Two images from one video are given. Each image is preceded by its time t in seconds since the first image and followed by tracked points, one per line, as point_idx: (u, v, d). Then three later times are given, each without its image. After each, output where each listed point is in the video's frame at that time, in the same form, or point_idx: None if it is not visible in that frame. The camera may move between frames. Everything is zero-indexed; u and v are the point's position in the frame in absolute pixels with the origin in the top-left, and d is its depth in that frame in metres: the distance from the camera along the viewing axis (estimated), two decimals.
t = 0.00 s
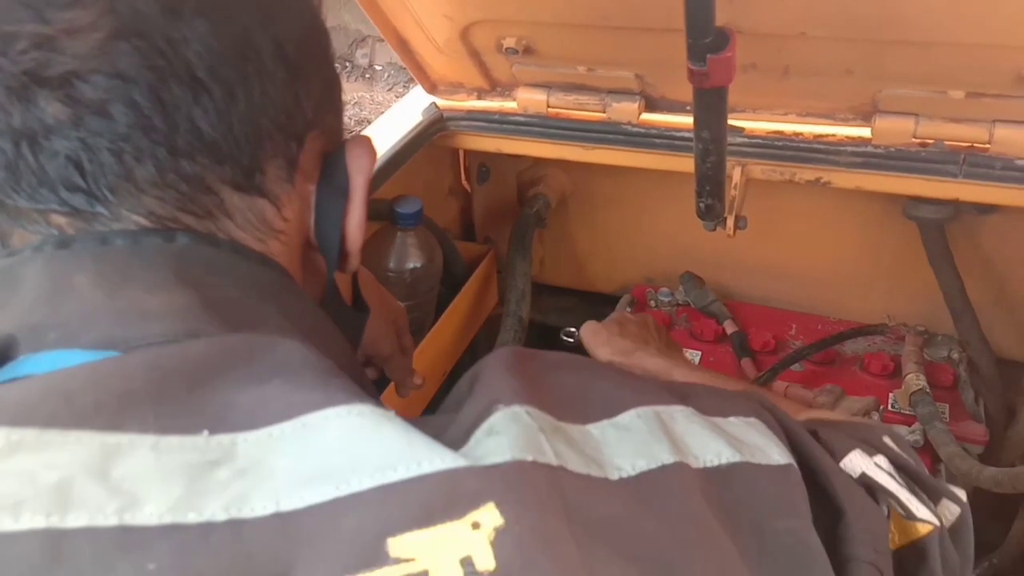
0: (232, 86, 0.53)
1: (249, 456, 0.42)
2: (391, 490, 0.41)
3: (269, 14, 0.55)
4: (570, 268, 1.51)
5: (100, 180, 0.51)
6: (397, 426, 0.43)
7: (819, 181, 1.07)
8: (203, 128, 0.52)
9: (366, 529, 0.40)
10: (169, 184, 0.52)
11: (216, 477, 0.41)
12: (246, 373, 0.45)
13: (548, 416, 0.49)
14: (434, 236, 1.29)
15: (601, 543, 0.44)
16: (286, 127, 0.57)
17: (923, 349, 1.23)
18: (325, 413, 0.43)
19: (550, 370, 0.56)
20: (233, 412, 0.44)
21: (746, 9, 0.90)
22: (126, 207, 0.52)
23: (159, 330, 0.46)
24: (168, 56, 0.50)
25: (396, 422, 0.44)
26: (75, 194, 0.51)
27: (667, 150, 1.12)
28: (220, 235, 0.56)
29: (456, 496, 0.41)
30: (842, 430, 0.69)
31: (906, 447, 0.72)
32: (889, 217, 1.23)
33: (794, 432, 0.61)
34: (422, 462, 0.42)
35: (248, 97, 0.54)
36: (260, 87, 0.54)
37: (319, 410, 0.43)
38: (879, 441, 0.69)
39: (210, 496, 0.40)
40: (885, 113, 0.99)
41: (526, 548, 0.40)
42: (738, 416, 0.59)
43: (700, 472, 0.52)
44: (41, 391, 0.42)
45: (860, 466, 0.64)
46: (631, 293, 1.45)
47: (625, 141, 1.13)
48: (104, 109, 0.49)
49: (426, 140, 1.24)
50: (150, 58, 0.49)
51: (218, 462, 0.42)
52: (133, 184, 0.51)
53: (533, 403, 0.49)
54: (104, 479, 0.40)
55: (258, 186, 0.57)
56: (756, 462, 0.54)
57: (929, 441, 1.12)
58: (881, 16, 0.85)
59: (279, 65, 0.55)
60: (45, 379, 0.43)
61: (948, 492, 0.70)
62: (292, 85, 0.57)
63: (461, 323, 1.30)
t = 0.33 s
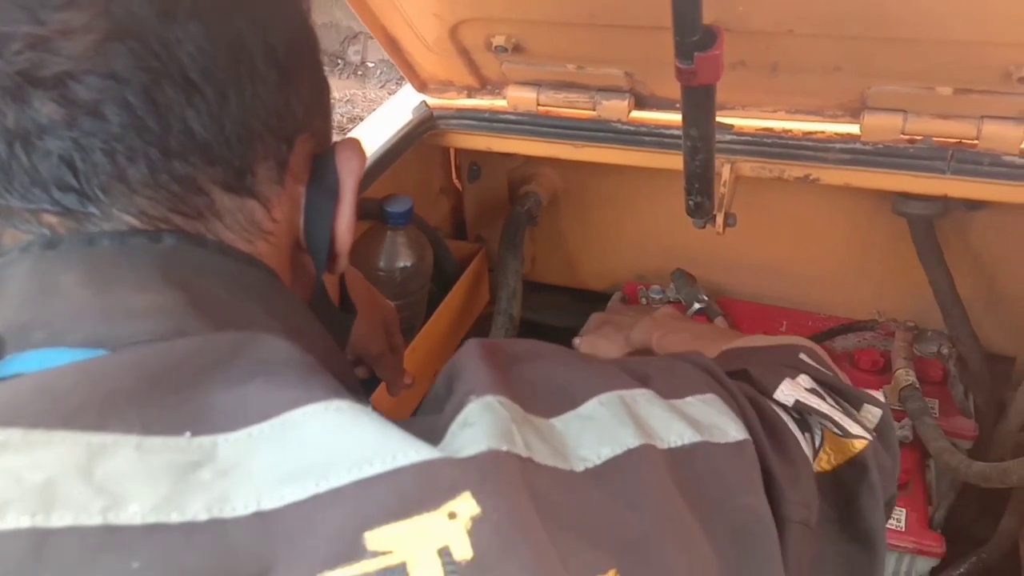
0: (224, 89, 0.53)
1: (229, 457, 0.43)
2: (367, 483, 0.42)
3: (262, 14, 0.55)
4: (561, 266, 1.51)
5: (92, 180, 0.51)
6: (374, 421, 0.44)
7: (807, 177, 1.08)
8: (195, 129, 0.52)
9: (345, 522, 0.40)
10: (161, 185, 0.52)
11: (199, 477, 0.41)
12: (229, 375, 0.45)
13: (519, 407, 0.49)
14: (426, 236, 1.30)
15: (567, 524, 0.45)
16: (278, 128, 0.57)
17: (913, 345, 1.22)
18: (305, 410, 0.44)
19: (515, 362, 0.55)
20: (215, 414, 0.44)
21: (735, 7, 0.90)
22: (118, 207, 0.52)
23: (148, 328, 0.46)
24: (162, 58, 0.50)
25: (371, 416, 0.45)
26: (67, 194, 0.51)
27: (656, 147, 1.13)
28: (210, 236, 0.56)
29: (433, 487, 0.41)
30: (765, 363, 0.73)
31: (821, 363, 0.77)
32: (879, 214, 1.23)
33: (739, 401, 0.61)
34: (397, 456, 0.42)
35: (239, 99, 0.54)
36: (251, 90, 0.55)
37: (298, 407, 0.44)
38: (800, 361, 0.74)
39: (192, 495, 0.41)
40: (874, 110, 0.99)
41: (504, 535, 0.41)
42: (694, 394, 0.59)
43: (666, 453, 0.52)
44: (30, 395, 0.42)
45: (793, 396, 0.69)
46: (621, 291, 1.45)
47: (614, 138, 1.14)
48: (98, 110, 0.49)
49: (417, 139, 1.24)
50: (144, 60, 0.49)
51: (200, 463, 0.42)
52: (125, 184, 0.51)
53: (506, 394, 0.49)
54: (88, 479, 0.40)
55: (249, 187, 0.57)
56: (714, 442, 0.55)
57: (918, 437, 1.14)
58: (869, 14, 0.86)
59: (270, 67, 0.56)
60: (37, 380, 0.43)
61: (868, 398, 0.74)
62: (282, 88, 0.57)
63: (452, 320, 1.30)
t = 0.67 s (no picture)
0: (192, 86, 0.53)
1: (210, 451, 0.43)
2: (347, 480, 0.41)
3: (230, 11, 0.55)
4: (548, 263, 1.51)
5: (63, 180, 0.51)
6: (356, 418, 0.44)
7: (792, 173, 1.08)
8: (163, 126, 0.52)
9: (326, 517, 0.40)
10: (132, 183, 0.52)
11: (179, 472, 0.41)
12: (206, 372, 0.45)
13: (507, 407, 0.49)
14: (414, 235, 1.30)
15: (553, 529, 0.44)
16: (248, 122, 0.57)
17: (899, 339, 1.24)
18: (287, 407, 0.44)
19: (510, 362, 0.56)
20: (195, 409, 0.44)
21: (716, 3, 0.91)
22: (89, 207, 0.52)
23: (126, 326, 0.46)
24: (127, 55, 0.50)
25: (353, 412, 0.44)
26: (38, 195, 0.51)
27: (643, 143, 1.13)
28: (184, 233, 0.55)
29: (415, 483, 0.41)
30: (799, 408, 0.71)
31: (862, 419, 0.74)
32: (863, 209, 1.24)
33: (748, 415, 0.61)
34: (380, 453, 0.42)
35: (208, 95, 0.54)
36: (221, 87, 0.54)
37: (279, 405, 0.44)
38: (839, 411, 0.72)
39: (173, 490, 0.41)
40: (857, 105, 1.00)
41: (484, 534, 0.40)
42: (698, 403, 0.58)
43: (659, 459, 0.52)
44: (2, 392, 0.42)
45: (819, 440, 0.66)
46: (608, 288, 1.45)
47: (598, 135, 1.14)
48: (66, 109, 0.49)
49: (402, 136, 1.24)
50: (109, 58, 0.49)
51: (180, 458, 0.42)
52: (96, 183, 0.51)
53: (494, 395, 0.50)
54: (67, 476, 0.40)
55: (221, 183, 0.56)
56: (712, 448, 0.54)
57: (903, 430, 1.14)
58: (849, 8, 0.86)
59: (238, 62, 0.55)
60: (11, 377, 0.43)
61: (904, 456, 0.73)
62: (251, 82, 0.56)
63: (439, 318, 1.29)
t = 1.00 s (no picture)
0: (173, 86, 0.53)
1: (191, 447, 0.42)
2: (325, 472, 0.41)
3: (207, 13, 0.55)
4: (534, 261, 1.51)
5: (43, 179, 0.50)
6: (333, 411, 0.43)
7: (773, 168, 1.09)
8: (144, 127, 0.52)
9: (306, 510, 0.40)
10: (113, 182, 0.52)
11: (160, 468, 0.41)
12: (184, 369, 0.45)
13: (474, 401, 0.49)
14: (399, 233, 1.30)
15: (521, 512, 0.45)
16: (227, 124, 0.57)
17: (881, 334, 1.23)
18: (263, 401, 0.43)
19: (474, 358, 0.56)
20: (173, 405, 0.44)
21: None
22: (70, 206, 0.51)
23: (104, 323, 0.46)
24: (108, 55, 0.50)
25: (326, 404, 0.44)
26: (19, 194, 0.50)
27: (625, 140, 1.13)
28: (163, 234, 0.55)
29: (390, 470, 0.41)
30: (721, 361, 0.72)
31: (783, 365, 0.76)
32: (846, 203, 1.24)
33: (698, 398, 0.60)
34: (355, 443, 0.42)
35: (188, 96, 0.54)
36: (201, 89, 0.54)
37: (255, 399, 0.43)
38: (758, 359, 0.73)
39: (154, 484, 0.40)
40: (837, 99, 1.00)
41: (460, 520, 0.40)
42: (648, 388, 0.58)
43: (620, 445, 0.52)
44: None
45: (751, 391, 0.67)
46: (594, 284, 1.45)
47: (580, 132, 1.14)
48: (46, 108, 0.49)
49: (385, 135, 1.23)
50: (90, 57, 0.49)
51: (160, 453, 0.42)
52: (76, 183, 0.51)
53: (461, 387, 0.49)
54: (49, 469, 0.40)
55: (201, 185, 0.56)
56: (667, 432, 0.54)
57: (886, 424, 1.15)
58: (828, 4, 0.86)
59: (218, 66, 0.55)
60: None
61: (824, 394, 0.74)
62: (232, 84, 0.57)
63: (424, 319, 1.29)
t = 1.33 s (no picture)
0: (161, 79, 0.52)
1: (163, 457, 0.43)
2: (299, 482, 0.42)
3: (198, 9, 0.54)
4: (516, 258, 1.51)
5: (26, 171, 0.50)
6: (309, 418, 0.44)
7: (752, 164, 1.10)
8: (131, 119, 0.51)
9: (275, 523, 0.41)
10: (98, 175, 0.51)
11: (128, 479, 0.42)
12: (159, 376, 0.45)
13: (465, 400, 0.49)
14: (378, 230, 1.29)
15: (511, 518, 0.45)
16: (217, 118, 0.56)
17: (861, 327, 1.25)
18: (240, 408, 0.44)
19: (467, 359, 0.55)
20: (144, 413, 0.44)
21: None
22: (54, 199, 0.51)
23: (84, 326, 0.47)
24: (96, 46, 0.49)
25: (308, 413, 0.44)
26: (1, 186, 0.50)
27: (605, 136, 1.14)
28: (149, 229, 0.55)
29: (367, 481, 0.42)
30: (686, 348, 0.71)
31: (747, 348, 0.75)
32: (825, 198, 1.25)
33: (689, 398, 0.60)
34: (329, 452, 0.42)
35: (177, 88, 0.53)
36: (189, 79, 0.54)
37: (232, 407, 0.44)
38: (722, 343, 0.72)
39: (122, 496, 0.41)
40: (814, 94, 1.01)
41: (439, 530, 0.41)
42: (641, 386, 0.57)
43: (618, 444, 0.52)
44: None
45: (726, 380, 0.66)
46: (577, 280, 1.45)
47: (559, 129, 1.15)
48: (30, 98, 0.48)
49: (364, 132, 1.23)
50: (77, 48, 0.48)
51: (130, 464, 0.42)
52: (60, 176, 0.51)
53: (451, 387, 0.49)
54: (13, 481, 0.40)
55: (189, 179, 0.56)
56: (662, 432, 0.54)
57: (865, 417, 1.16)
58: None
59: (207, 59, 0.55)
60: None
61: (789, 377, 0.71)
62: (221, 79, 0.56)
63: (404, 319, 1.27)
